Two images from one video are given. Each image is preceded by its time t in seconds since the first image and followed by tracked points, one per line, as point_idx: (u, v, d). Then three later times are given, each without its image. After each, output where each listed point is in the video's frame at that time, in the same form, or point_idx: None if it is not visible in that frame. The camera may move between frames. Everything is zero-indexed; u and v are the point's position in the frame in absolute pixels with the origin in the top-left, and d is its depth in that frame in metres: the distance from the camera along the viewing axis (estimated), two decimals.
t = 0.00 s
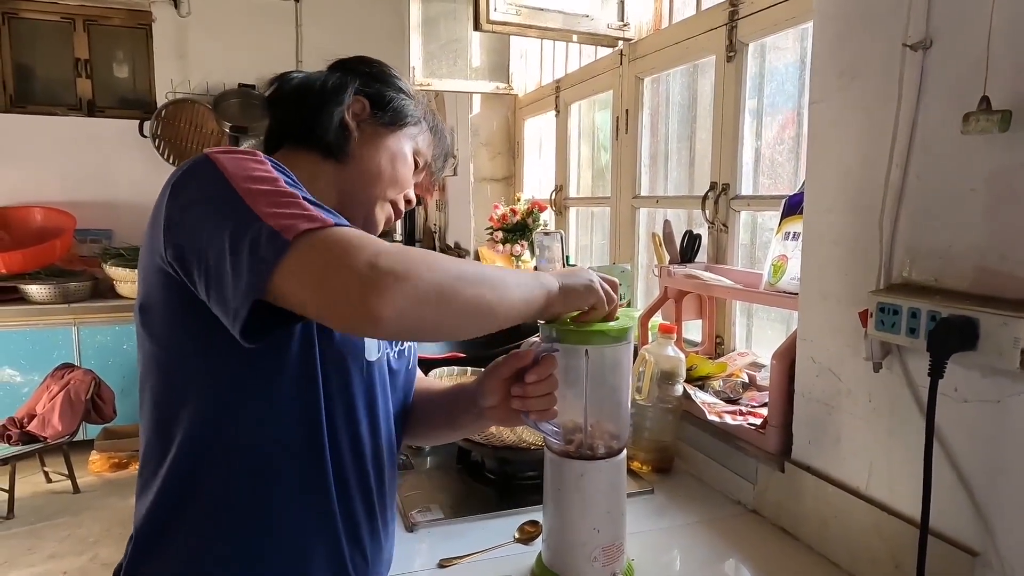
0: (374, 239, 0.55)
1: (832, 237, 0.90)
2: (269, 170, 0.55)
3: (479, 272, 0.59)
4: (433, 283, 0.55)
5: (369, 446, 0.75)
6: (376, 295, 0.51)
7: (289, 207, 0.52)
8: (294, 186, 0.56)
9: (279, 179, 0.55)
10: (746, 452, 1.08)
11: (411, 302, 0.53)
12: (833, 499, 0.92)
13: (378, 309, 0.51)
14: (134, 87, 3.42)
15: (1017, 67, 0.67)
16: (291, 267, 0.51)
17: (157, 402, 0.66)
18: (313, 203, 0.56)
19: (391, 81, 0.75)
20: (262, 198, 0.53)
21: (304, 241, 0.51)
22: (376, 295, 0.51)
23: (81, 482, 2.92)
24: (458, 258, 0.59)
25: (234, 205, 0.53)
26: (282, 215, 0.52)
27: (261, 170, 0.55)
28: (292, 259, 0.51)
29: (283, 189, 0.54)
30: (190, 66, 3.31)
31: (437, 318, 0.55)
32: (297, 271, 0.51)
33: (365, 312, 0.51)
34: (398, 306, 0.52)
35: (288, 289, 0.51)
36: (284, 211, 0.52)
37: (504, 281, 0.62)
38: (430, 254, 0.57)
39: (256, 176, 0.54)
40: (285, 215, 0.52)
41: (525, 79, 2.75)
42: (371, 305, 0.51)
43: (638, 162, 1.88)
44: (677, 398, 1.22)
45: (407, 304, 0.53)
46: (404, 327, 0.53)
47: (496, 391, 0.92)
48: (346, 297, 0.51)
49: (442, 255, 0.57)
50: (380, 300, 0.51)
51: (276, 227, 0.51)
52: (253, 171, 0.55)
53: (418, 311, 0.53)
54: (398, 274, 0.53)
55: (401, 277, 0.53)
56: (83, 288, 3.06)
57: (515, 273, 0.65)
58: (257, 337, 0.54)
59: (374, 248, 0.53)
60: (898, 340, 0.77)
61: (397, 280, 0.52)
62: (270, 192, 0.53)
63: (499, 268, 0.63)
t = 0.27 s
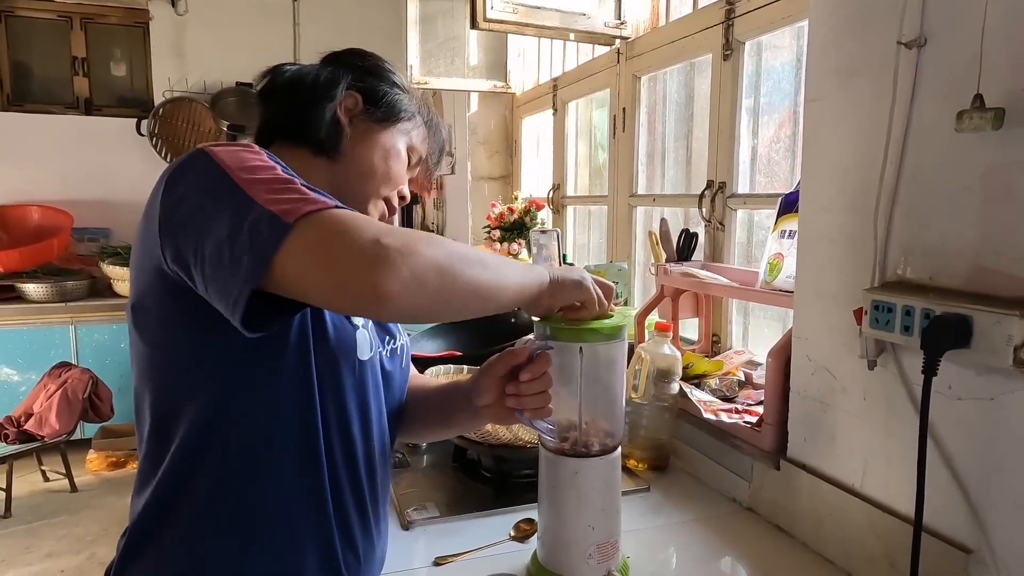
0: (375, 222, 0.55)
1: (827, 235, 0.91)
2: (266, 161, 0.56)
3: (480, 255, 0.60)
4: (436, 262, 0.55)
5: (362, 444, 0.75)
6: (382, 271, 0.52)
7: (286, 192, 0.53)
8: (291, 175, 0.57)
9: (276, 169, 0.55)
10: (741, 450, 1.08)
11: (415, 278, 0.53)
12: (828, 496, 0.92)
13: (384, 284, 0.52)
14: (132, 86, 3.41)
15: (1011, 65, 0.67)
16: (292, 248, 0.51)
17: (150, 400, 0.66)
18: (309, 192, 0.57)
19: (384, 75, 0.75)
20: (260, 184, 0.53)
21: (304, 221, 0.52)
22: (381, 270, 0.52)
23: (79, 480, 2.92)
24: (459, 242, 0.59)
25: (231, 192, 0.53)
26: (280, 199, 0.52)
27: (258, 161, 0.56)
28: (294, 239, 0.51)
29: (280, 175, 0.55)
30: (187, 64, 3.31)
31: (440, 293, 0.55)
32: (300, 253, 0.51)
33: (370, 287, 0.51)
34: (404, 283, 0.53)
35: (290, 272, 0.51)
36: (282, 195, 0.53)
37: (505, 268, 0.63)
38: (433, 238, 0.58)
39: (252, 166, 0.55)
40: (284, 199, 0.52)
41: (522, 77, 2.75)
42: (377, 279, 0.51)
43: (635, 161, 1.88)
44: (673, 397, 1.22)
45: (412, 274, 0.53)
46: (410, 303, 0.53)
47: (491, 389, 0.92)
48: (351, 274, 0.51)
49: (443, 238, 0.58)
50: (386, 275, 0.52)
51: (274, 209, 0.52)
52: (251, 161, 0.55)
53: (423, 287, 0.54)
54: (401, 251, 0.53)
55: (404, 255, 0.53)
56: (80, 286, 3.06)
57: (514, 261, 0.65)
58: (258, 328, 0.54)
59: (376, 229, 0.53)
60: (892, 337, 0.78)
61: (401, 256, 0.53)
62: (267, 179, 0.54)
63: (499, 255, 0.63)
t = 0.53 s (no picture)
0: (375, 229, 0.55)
1: (824, 233, 0.91)
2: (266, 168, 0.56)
3: (483, 254, 0.60)
4: (438, 269, 0.55)
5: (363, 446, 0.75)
6: (385, 285, 0.52)
7: (285, 201, 0.53)
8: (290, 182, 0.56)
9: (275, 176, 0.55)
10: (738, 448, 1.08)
11: (419, 289, 0.53)
12: (824, 494, 0.92)
13: (388, 299, 0.52)
14: (129, 85, 3.40)
15: (1006, 63, 0.67)
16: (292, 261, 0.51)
17: (150, 402, 0.66)
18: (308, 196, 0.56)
19: (383, 71, 0.75)
20: (260, 193, 0.53)
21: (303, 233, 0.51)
22: (385, 286, 0.52)
23: (76, 480, 2.91)
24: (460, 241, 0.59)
25: (230, 200, 0.53)
26: (280, 209, 0.52)
27: (257, 168, 0.55)
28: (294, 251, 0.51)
29: (281, 183, 0.54)
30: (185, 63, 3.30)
31: (441, 303, 0.55)
32: (301, 266, 0.51)
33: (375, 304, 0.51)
34: (407, 295, 0.53)
35: (292, 286, 0.51)
36: (282, 204, 0.52)
37: (508, 266, 0.63)
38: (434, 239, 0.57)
39: (251, 174, 0.55)
40: (283, 209, 0.52)
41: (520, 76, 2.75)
42: (381, 295, 0.51)
43: (632, 159, 1.88)
44: (670, 395, 1.22)
45: (412, 288, 0.53)
46: (416, 315, 0.54)
47: (489, 387, 0.92)
48: (355, 293, 0.51)
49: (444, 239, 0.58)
50: (390, 289, 0.52)
51: (274, 219, 0.51)
52: (250, 169, 0.55)
53: (427, 297, 0.54)
54: (403, 261, 0.53)
55: (406, 265, 0.53)
56: (77, 285, 3.05)
57: (517, 256, 0.65)
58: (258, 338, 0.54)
59: (376, 238, 0.53)
60: (888, 336, 0.78)
61: (403, 267, 0.53)
62: (266, 188, 0.53)
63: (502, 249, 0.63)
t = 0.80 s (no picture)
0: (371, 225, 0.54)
1: (822, 231, 0.90)
2: (262, 165, 0.55)
3: (479, 252, 0.60)
4: (435, 265, 0.55)
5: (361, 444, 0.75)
6: (381, 281, 0.51)
7: (282, 197, 0.52)
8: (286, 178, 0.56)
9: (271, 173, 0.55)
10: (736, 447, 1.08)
11: (415, 285, 0.53)
12: (822, 492, 0.92)
13: (384, 294, 0.51)
14: (127, 84, 3.40)
15: (1004, 59, 0.67)
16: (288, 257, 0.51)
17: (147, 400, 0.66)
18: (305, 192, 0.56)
19: (380, 67, 0.74)
20: (256, 190, 0.53)
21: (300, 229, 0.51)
22: (381, 281, 0.51)
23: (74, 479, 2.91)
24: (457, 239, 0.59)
25: (226, 197, 0.53)
26: (276, 206, 0.52)
27: (253, 164, 0.55)
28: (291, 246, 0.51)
29: (275, 179, 0.54)
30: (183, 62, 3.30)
31: (437, 303, 0.55)
32: (297, 261, 0.51)
33: (371, 299, 0.51)
34: (403, 291, 0.52)
35: (287, 282, 0.51)
36: (278, 200, 0.52)
37: (504, 264, 0.63)
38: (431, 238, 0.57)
39: (247, 171, 0.54)
40: (279, 205, 0.52)
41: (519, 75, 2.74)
42: (377, 290, 0.51)
43: (630, 158, 1.88)
44: (668, 393, 1.22)
45: (408, 287, 0.53)
46: (412, 311, 0.53)
47: (486, 385, 0.92)
48: (351, 287, 0.51)
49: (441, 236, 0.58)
50: (386, 284, 0.51)
51: (270, 215, 0.51)
52: (246, 166, 0.55)
53: (423, 293, 0.54)
54: (399, 257, 0.53)
55: (402, 261, 0.53)
56: (75, 285, 3.05)
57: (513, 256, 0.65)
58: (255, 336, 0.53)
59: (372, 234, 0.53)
60: (886, 333, 0.77)
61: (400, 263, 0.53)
62: (262, 184, 0.53)
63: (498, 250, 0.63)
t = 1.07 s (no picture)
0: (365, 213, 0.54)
1: (818, 229, 0.90)
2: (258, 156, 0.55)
3: (474, 242, 0.60)
4: (430, 252, 0.55)
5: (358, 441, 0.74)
6: (377, 263, 0.51)
7: (278, 186, 0.52)
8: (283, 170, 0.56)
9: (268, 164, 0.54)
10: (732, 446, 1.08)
11: (411, 269, 0.53)
12: (819, 491, 0.92)
13: (380, 277, 0.51)
14: (123, 83, 3.39)
15: (999, 56, 0.67)
16: (283, 247, 0.50)
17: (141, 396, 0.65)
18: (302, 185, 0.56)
19: (377, 65, 0.74)
20: (254, 179, 0.52)
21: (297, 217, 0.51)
22: (377, 263, 0.51)
23: (70, 480, 2.90)
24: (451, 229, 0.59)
25: (222, 188, 0.52)
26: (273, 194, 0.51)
27: (250, 156, 0.55)
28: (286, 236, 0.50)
29: (271, 169, 0.54)
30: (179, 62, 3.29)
31: (433, 287, 0.54)
32: (291, 250, 0.50)
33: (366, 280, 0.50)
34: (399, 274, 0.52)
35: (281, 274, 0.50)
36: (275, 189, 0.52)
37: (499, 255, 0.62)
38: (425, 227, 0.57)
39: (243, 162, 0.54)
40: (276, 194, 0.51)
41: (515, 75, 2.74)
42: (372, 271, 0.51)
43: (627, 158, 1.88)
44: (664, 393, 1.21)
45: (403, 271, 0.52)
46: (408, 295, 0.53)
47: (482, 383, 0.92)
48: (346, 269, 0.50)
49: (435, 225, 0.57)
50: (382, 266, 0.51)
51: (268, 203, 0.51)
52: (243, 157, 0.54)
53: (419, 278, 0.53)
54: (394, 241, 0.53)
55: (398, 246, 0.53)
56: (71, 285, 3.04)
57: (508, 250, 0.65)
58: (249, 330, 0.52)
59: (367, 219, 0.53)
60: (882, 331, 0.77)
61: (395, 247, 0.52)
62: (259, 174, 0.53)
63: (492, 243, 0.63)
